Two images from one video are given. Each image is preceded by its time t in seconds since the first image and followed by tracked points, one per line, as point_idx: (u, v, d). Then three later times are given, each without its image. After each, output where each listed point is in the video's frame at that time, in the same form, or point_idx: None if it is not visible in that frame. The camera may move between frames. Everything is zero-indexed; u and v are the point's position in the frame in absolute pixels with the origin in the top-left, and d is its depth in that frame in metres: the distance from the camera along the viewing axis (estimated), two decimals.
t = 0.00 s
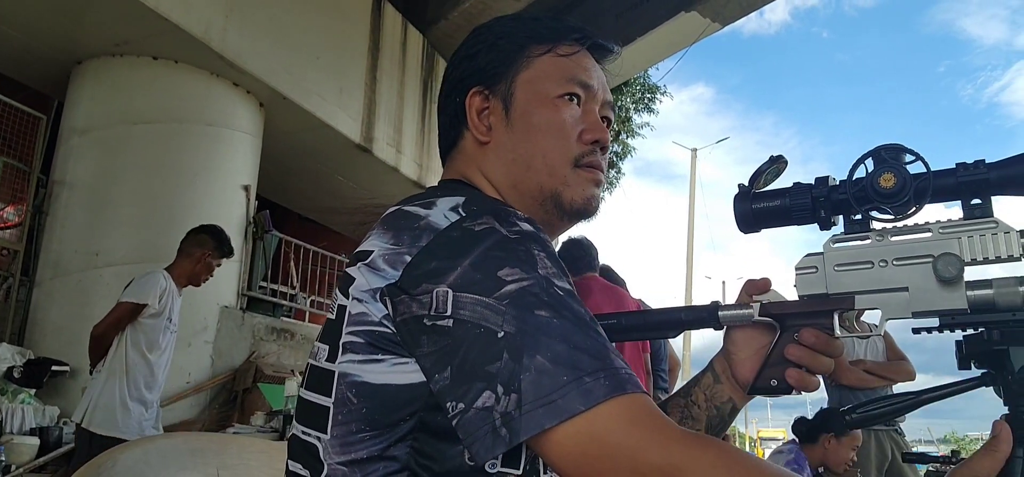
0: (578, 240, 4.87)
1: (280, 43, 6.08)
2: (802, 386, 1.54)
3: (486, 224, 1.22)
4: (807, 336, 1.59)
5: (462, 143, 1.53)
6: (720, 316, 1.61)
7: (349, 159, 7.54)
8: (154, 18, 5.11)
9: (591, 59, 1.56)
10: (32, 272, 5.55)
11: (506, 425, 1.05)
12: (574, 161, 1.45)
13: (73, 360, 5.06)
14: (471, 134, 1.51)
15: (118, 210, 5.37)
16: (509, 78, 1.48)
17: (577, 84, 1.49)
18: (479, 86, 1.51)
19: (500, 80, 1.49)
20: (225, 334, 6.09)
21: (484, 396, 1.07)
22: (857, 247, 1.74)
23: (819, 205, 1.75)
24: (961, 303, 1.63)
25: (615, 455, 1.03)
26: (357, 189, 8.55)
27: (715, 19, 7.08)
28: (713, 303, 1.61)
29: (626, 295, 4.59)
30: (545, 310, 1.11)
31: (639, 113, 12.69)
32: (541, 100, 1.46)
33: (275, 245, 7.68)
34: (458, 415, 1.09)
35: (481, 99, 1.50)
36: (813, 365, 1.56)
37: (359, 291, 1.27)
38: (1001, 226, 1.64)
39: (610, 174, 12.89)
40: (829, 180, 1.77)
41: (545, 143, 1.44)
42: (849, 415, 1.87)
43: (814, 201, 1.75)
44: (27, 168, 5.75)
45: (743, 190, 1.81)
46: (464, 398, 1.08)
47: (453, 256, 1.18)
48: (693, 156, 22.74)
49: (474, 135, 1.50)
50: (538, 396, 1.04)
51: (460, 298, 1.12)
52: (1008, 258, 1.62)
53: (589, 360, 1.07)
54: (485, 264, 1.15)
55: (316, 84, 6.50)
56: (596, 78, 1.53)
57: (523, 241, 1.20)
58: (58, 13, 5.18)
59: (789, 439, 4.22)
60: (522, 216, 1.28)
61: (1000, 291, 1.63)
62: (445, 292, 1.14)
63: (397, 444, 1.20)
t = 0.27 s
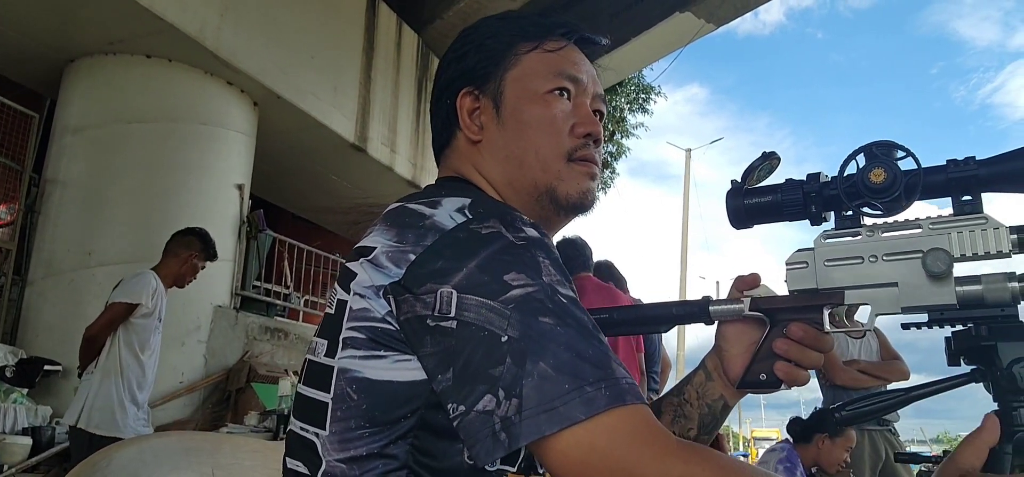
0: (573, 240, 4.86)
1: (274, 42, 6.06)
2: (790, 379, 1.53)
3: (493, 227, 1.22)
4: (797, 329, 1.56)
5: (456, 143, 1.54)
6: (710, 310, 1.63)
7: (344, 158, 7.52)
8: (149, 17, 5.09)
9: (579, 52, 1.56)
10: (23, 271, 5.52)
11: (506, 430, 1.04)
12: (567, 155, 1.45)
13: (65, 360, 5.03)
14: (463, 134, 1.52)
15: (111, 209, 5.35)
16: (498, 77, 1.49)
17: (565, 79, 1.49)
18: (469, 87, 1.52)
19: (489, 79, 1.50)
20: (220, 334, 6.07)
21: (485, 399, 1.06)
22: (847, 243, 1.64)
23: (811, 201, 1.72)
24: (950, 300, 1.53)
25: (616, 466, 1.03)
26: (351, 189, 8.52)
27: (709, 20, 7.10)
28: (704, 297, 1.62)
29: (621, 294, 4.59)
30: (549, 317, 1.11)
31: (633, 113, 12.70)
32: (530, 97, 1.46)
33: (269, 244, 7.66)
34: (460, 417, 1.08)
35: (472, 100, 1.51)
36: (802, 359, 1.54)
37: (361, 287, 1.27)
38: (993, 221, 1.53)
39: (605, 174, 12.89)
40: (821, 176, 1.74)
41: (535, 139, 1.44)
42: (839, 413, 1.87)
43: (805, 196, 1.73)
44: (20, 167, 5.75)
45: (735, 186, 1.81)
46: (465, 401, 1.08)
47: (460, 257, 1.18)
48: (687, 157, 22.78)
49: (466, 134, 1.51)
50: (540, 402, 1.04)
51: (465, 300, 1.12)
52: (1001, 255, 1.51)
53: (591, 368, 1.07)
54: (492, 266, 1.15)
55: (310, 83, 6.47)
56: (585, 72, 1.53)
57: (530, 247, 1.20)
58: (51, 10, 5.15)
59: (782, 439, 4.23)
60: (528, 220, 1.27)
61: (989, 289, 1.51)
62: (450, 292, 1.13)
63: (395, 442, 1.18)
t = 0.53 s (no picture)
0: (572, 240, 4.84)
1: (273, 42, 6.06)
2: (787, 359, 1.48)
3: (470, 225, 1.20)
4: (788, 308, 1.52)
5: (451, 139, 1.55)
6: (705, 293, 1.62)
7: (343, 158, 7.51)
8: (148, 17, 5.09)
9: (575, 45, 1.56)
10: (22, 270, 5.52)
11: (472, 429, 1.04)
12: (560, 151, 1.45)
13: (64, 360, 5.03)
14: (456, 130, 1.53)
15: (110, 209, 5.35)
16: (492, 73, 1.50)
17: (559, 73, 1.49)
18: (464, 83, 1.53)
19: (484, 75, 1.51)
20: (219, 334, 6.06)
21: (455, 398, 1.06)
22: (839, 215, 1.68)
23: (799, 172, 1.75)
24: (948, 268, 1.50)
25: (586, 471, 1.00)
26: (350, 188, 8.51)
27: (709, 20, 7.10)
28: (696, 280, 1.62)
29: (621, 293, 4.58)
30: (522, 315, 1.09)
31: (632, 113, 12.70)
32: (522, 91, 1.46)
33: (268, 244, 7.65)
34: (432, 416, 1.08)
35: (466, 95, 1.52)
36: (796, 337, 1.51)
37: (345, 287, 1.28)
38: (990, 180, 1.51)
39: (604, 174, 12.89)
40: (810, 146, 1.76)
41: (526, 134, 1.44)
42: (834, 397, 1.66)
43: (794, 168, 1.75)
44: (19, 167, 5.75)
45: (725, 162, 1.86)
46: (436, 399, 1.08)
47: (436, 254, 1.17)
48: (686, 156, 22.75)
49: (459, 130, 1.52)
50: (506, 402, 1.03)
51: (438, 298, 1.12)
52: (1000, 214, 1.48)
53: (562, 369, 1.05)
54: (467, 263, 1.14)
55: (309, 83, 6.46)
56: (580, 66, 1.53)
57: (507, 243, 1.18)
58: (50, 10, 5.15)
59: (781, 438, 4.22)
60: (509, 216, 1.26)
61: (988, 252, 1.46)
62: (423, 290, 1.13)
63: (378, 442, 1.19)
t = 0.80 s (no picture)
0: (571, 240, 4.82)
1: (272, 42, 6.05)
2: (783, 351, 1.48)
3: (442, 217, 1.22)
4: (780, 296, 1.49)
5: (445, 133, 1.56)
6: (703, 284, 1.60)
7: (342, 158, 7.50)
8: (148, 17, 5.09)
9: (570, 37, 1.56)
10: (22, 271, 5.52)
11: (430, 423, 1.04)
12: (554, 145, 1.44)
13: (64, 360, 5.03)
14: (450, 123, 1.54)
15: (109, 210, 5.34)
16: (486, 67, 1.51)
17: (553, 66, 1.49)
18: (458, 76, 1.54)
19: (478, 68, 1.52)
20: (219, 334, 6.07)
21: (416, 392, 1.06)
22: (833, 196, 1.58)
23: (786, 149, 1.66)
24: (945, 249, 1.39)
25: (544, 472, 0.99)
26: (349, 188, 8.51)
27: (709, 20, 7.10)
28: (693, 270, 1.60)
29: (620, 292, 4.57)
30: (487, 309, 1.08)
31: (632, 113, 12.70)
32: (515, 84, 1.47)
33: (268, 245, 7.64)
34: (396, 411, 1.08)
35: (460, 89, 1.53)
36: (791, 328, 1.49)
37: (323, 283, 1.28)
38: (987, 148, 1.39)
39: (604, 174, 12.88)
40: (799, 122, 1.67)
41: (518, 129, 1.44)
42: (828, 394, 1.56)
43: (781, 145, 1.67)
44: (18, 167, 5.75)
45: (719, 142, 1.81)
46: (398, 393, 1.08)
47: (404, 247, 1.18)
48: (685, 156, 22.74)
49: (453, 124, 1.53)
50: (464, 397, 1.02)
51: (405, 290, 1.12)
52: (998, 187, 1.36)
53: (525, 366, 1.04)
54: (435, 256, 1.15)
55: (309, 83, 6.45)
56: (576, 59, 1.53)
57: (478, 235, 1.19)
58: (49, 10, 5.14)
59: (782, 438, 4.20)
60: (483, 208, 1.28)
61: (986, 230, 1.34)
62: (390, 282, 1.14)
63: (355, 439, 1.20)
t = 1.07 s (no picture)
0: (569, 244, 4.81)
1: (271, 46, 6.06)
2: (777, 347, 1.49)
3: (432, 207, 1.25)
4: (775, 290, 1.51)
5: (447, 132, 1.56)
6: (701, 278, 1.64)
7: (341, 162, 7.50)
8: (147, 21, 5.10)
9: (571, 37, 1.56)
10: (21, 274, 5.52)
11: (414, 412, 1.04)
12: (554, 142, 1.45)
13: (63, 363, 5.04)
14: (451, 122, 1.54)
15: (109, 214, 5.34)
16: (487, 66, 1.51)
17: (553, 64, 1.49)
18: (460, 75, 1.54)
19: (479, 67, 1.52)
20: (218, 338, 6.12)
21: (402, 382, 1.07)
22: (828, 187, 1.56)
23: (781, 141, 1.65)
24: (940, 242, 1.35)
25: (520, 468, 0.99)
26: (347, 192, 8.51)
27: (708, 25, 7.11)
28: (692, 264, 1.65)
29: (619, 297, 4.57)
30: (472, 300, 1.10)
31: (631, 117, 12.71)
32: (516, 83, 1.47)
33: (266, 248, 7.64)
34: (384, 400, 1.09)
35: (461, 88, 1.53)
36: (786, 322, 1.50)
37: (315, 276, 1.31)
38: (982, 136, 1.33)
39: (603, 178, 12.89)
40: (795, 112, 1.65)
41: (517, 126, 1.45)
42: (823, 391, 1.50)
43: (775, 137, 1.67)
44: (17, 170, 5.75)
45: (718, 135, 1.82)
46: (386, 383, 1.09)
47: (394, 237, 1.20)
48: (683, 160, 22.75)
49: (454, 122, 1.54)
50: (445, 386, 1.03)
51: (393, 279, 1.14)
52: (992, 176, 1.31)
53: (507, 359, 1.05)
54: (422, 245, 1.17)
55: (308, 87, 6.46)
56: (576, 58, 1.54)
57: (467, 226, 1.23)
58: (49, 14, 5.15)
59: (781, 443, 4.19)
60: (474, 200, 1.31)
61: (980, 222, 1.28)
62: (378, 272, 1.16)
63: (348, 430, 1.22)
